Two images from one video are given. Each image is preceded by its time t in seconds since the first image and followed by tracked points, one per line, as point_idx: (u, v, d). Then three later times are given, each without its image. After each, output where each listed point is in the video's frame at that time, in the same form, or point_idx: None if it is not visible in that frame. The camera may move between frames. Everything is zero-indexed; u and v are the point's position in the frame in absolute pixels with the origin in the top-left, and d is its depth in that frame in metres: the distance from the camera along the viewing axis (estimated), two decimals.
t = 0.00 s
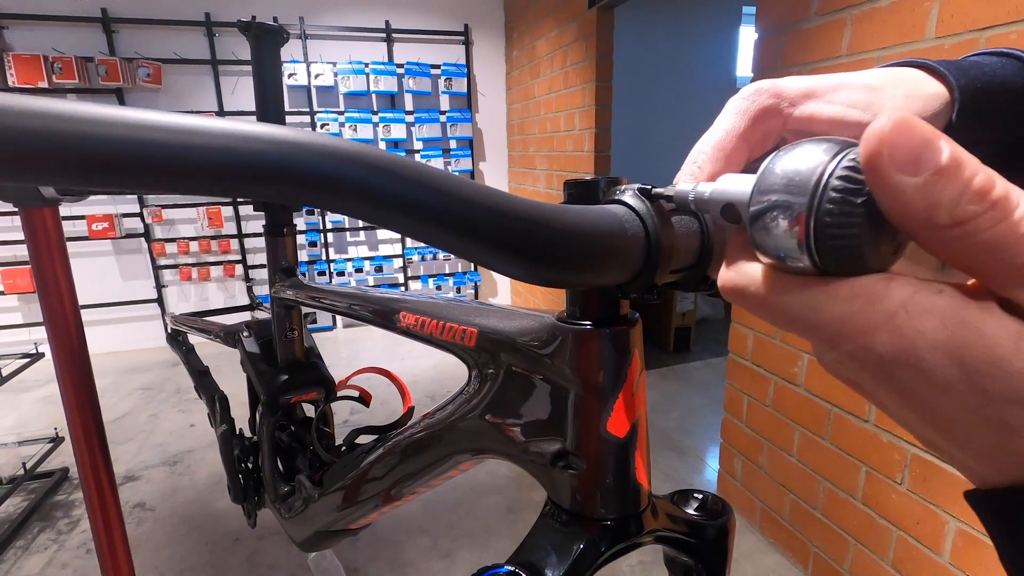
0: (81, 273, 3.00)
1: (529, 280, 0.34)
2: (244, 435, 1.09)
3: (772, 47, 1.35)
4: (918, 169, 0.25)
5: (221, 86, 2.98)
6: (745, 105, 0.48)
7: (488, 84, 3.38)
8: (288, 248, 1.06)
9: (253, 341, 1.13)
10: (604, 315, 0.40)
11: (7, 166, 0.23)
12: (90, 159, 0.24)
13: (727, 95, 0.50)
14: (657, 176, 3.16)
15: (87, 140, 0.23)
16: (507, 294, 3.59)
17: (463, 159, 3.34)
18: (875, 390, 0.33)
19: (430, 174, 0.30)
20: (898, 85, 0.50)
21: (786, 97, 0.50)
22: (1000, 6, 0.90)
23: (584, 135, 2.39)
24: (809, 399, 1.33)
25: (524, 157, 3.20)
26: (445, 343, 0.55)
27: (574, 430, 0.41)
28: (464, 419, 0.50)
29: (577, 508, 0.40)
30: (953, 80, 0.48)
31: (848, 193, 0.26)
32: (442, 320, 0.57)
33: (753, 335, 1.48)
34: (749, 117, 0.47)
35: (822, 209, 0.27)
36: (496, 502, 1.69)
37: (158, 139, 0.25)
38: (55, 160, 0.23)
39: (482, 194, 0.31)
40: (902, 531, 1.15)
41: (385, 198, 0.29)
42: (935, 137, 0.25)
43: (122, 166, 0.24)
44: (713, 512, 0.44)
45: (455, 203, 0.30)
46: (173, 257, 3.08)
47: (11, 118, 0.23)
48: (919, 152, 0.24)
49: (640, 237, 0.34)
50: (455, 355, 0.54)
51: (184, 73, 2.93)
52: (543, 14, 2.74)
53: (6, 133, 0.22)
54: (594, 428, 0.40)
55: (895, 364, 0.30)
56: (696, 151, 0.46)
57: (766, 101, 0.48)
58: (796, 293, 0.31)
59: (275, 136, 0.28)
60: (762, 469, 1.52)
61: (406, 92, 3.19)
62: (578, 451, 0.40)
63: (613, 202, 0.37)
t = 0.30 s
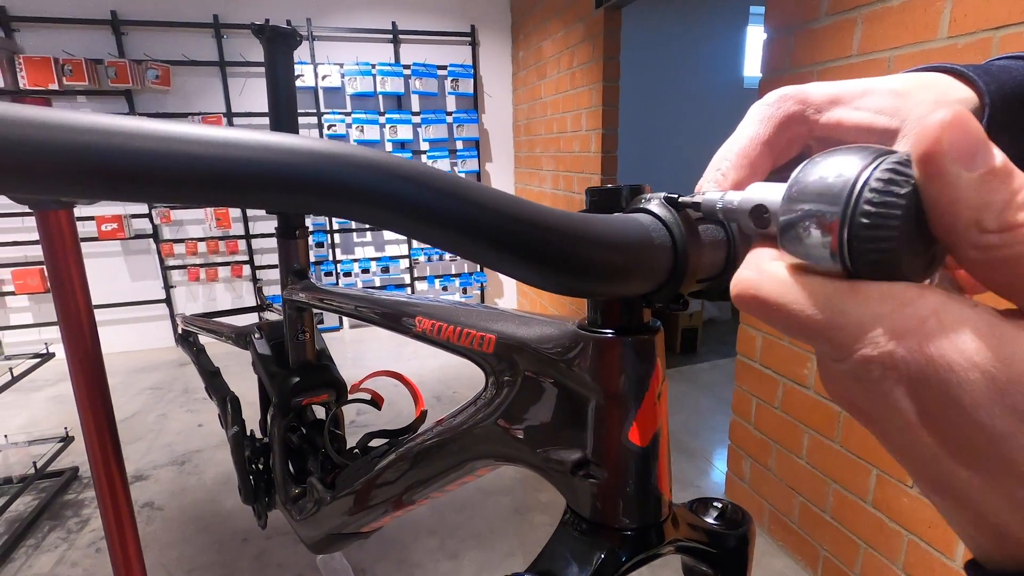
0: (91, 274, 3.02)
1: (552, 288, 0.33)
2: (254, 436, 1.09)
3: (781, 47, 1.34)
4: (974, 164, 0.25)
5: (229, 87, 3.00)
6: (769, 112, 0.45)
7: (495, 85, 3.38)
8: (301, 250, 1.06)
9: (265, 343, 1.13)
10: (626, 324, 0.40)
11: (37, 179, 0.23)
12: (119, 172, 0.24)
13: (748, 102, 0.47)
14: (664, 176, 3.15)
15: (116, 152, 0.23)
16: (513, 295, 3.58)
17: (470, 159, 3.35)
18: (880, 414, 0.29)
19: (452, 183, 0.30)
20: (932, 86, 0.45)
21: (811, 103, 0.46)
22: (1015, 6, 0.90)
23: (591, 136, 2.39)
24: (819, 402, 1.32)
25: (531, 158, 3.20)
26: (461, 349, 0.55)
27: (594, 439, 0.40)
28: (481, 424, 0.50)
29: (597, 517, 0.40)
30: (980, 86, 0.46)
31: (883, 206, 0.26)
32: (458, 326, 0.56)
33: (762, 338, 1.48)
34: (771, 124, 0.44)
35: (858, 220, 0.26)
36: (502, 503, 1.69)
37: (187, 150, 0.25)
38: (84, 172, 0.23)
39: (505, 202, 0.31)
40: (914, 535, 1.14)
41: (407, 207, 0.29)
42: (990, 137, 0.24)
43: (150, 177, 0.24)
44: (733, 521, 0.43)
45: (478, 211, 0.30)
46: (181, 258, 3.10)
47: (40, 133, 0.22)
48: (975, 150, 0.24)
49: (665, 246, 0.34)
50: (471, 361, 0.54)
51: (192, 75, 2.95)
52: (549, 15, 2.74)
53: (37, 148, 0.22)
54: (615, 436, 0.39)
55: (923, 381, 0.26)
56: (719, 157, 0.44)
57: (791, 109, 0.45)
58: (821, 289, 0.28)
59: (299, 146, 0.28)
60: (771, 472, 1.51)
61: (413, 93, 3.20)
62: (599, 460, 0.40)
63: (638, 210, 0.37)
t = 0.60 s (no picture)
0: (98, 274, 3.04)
1: (563, 302, 0.33)
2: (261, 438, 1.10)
3: (788, 47, 1.33)
4: (998, 176, 0.22)
5: (235, 88, 3.01)
6: (788, 121, 0.42)
7: (500, 86, 3.38)
8: (308, 252, 1.06)
9: (271, 345, 1.14)
10: (640, 335, 0.39)
11: (44, 198, 0.22)
12: (129, 192, 0.23)
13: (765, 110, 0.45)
14: (669, 177, 3.14)
15: (127, 172, 0.23)
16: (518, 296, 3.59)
17: (474, 160, 3.34)
18: (882, 450, 0.25)
19: (462, 197, 0.30)
20: (960, 93, 0.42)
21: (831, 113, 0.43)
22: None
23: (596, 137, 2.38)
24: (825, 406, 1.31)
25: (536, 159, 3.20)
26: (470, 356, 0.55)
27: (605, 450, 0.40)
28: (490, 433, 0.50)
29: (609, 529, 0.40)
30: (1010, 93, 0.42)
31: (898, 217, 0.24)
32: (467, 332, 0.56)
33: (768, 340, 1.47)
34: (792, 132, 0.42)
35: (870, 236, 0.24)
36: (507, 504, 1.69)
37: (197, 170, 0.24)
38: (91, 193, 0.23)
39: (517, 217, 0.31)
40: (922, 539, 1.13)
41: (418, 223, 0.29)
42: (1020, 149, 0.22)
43: (164, 196, 0.24)
44: (747, 534, 0.42)
45: (489, 227, 0.29)
46: (187, 258, 3.11)
47: (43, 154, 0.22)
48: (1003, 159, 0.22)
49: (678, 258, 0.34)
50: (480, 368, 0.54)
51: (199, 77, 2.96)
52: (554, 16, 2.74)
53: (42, 170, 0.22)
54: (627, 448, 0.39)
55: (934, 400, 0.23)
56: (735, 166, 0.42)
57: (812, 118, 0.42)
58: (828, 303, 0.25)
59: (309, 164, 0.27)
60: (777, 475, 1.50)
61: (418, 94, 3.21)
62: (610, 471, 0.40)
63: (650, 221, 0.36)
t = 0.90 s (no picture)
0: (97, 273, 3.04)
1: (563, 304, 0.32)
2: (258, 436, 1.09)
3: (788, 44, 1.33)
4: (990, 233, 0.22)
5: (234, 86, 3.00)
6: (786, 119, 0.41)
7: (499, 83, 3.37)
8: (304, 251, 1.06)
9: (268, 343, 1.13)
10: (638, 336, 0.39)
11: (41, 200, 0.22)
12: (132, 192, 0.23)
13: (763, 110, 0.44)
14: (669, 175, 3.14)
15: (132, 173, 0.23)
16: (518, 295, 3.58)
17: (474, 158, 3.33)
18: (895, 485, 0.27)
19: (459, 197, 0.29)
20: (956, 93, 0.42)
21: (833, 111, 0.42)
22: None
23: (596, 135, 2.38)
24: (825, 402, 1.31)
25: (535, 157, 3.19)
26: (467, 355, 0.54)
27: (603, 451, 0.40)
28: (488, 433, 0.49)
29: (607, 531, 0.39)
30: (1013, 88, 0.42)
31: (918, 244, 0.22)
32: (463, 332, 0.56)
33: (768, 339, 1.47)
34: (790, 133, 0.41)
35: (889, 256, 0.23)
36: (507, 502, 1.69)
37: (198, 170, 0.24)
38: (97, 192, 0.22)
39: (515, 217, 0.29)
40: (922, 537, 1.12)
41: (413, 223, 0.28)
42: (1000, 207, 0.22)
43: (153, 197, 0.23)
44: (745, 534, 0.41)
45: (487, 228, 0.28)
46: (186, 257, 3.11)
47: (51, 156, 0.22)
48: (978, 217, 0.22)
49: (679, 259, 0.32)
50: (477, 368, 0.54)
51: (198, 75, 2.95)
52: (553, 14, 2.73)
53: (46, 170, 0.22)
54: (626, 450, 0.38)
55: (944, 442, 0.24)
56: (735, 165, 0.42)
57: (812, 117, 0.41)
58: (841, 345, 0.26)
59: (302, 162, 0.26)
60: (777, 473, 1.50)
61: (417, 92, 3.20)
62: (608, 473, 0.39)
63: (649, 222, 0.35)
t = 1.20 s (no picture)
0: (96, 271, 3.04)
1: (552, 304, 0.30)
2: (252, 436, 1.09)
3: (788, 43, 1.32)
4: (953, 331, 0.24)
5: (234, 84, 3.00)
6: (787, 109, 0.41)
7: (500, 82, 3.37)
8: (298, 249, 1.06)
9: (262, 343, 1.13)
10: (626, 336, 0.37)
11: None
12: (102, 183, 0.20)
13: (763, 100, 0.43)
14: (670, 174, 3.13)
15: (101, 163, 0.20)
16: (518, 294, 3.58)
17: (474, 157, 3.32)
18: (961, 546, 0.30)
19: (453, 193, 0.26)
20: (962, 85, 0.41)
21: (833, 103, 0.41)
22: None
23: (596, 134, 2.37)
24: (826, 403, 1.30)
25: (535, 156, 3.18)
26: (456, 356, 0.54)
27: (592, 457, 0.39)
28: (478, 436, 0.48)
29: (596, 538, 0.39)
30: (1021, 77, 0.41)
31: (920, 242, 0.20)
32: (454, 332, 0.55)
33: (767, 339, 1.46)
34: (788, 125, 0.40)
35: (889, 251, 0.20)
36: (505, 502, 1.68)
37: (173, 161, 0.21)
38: (62, 184, 0.20)
39: (502, 213, 0.27)
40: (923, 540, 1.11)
41: (391, 219, 0.25)
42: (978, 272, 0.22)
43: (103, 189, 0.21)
44: (740, 541, 0.39)
45: (473, 224, 0.26)
46: (186, 256, 3.10)
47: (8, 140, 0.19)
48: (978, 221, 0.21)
49: (670, 256, 0.31)
50: (467, 369, 0.53)
51: (197, 73, 2.95)
52: (554, 12, 2.72)
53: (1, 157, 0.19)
54: (614, 456, 0.38)
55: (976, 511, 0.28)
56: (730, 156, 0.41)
57: (814, 107, 0.41)
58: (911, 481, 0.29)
59: (282, 152, 0.24)
60: (776, 474, 1.49)
61: (418, 91, 3.19)
62: (597, 479, 0.38)
63: (637, 217, 0.33)
